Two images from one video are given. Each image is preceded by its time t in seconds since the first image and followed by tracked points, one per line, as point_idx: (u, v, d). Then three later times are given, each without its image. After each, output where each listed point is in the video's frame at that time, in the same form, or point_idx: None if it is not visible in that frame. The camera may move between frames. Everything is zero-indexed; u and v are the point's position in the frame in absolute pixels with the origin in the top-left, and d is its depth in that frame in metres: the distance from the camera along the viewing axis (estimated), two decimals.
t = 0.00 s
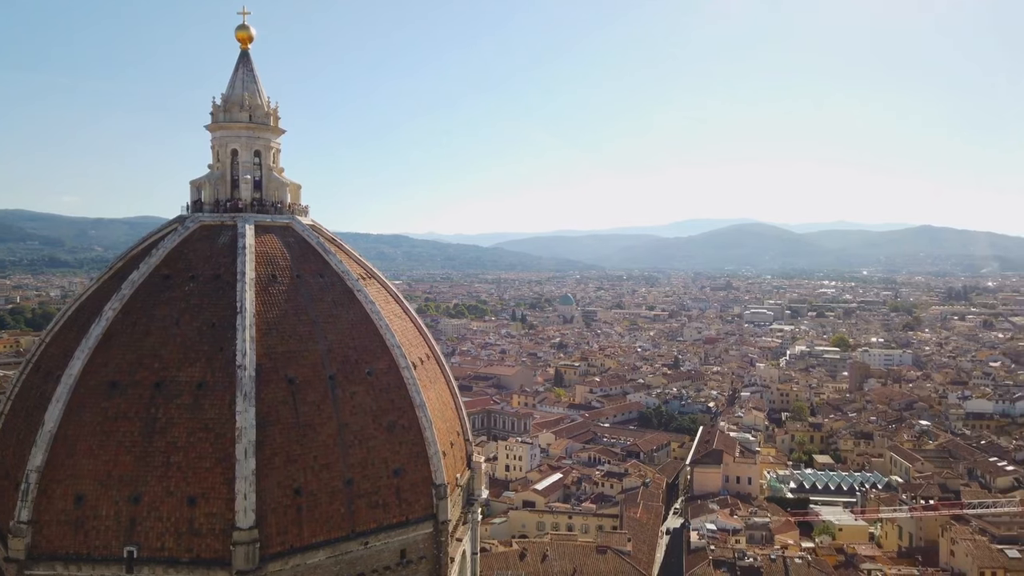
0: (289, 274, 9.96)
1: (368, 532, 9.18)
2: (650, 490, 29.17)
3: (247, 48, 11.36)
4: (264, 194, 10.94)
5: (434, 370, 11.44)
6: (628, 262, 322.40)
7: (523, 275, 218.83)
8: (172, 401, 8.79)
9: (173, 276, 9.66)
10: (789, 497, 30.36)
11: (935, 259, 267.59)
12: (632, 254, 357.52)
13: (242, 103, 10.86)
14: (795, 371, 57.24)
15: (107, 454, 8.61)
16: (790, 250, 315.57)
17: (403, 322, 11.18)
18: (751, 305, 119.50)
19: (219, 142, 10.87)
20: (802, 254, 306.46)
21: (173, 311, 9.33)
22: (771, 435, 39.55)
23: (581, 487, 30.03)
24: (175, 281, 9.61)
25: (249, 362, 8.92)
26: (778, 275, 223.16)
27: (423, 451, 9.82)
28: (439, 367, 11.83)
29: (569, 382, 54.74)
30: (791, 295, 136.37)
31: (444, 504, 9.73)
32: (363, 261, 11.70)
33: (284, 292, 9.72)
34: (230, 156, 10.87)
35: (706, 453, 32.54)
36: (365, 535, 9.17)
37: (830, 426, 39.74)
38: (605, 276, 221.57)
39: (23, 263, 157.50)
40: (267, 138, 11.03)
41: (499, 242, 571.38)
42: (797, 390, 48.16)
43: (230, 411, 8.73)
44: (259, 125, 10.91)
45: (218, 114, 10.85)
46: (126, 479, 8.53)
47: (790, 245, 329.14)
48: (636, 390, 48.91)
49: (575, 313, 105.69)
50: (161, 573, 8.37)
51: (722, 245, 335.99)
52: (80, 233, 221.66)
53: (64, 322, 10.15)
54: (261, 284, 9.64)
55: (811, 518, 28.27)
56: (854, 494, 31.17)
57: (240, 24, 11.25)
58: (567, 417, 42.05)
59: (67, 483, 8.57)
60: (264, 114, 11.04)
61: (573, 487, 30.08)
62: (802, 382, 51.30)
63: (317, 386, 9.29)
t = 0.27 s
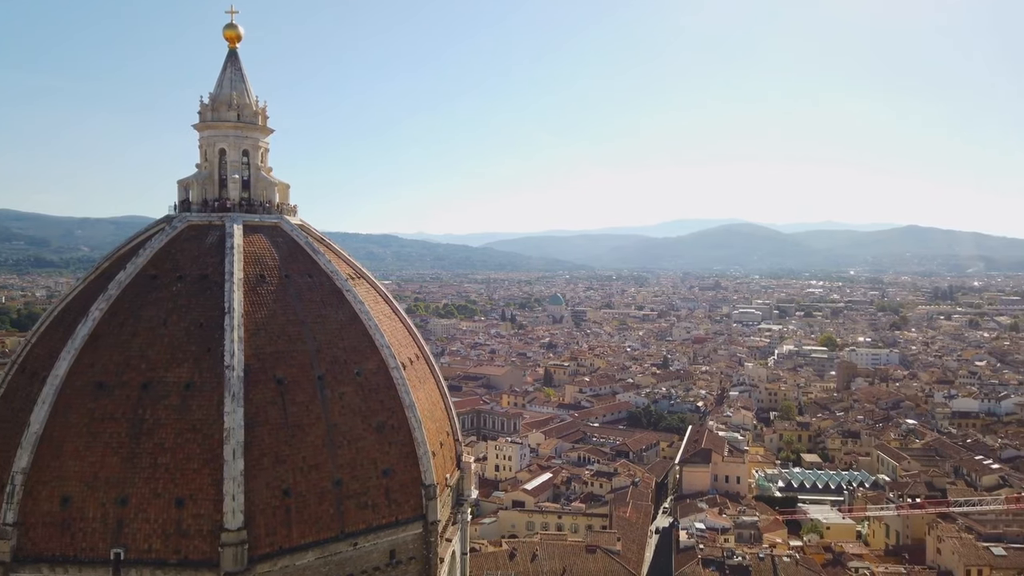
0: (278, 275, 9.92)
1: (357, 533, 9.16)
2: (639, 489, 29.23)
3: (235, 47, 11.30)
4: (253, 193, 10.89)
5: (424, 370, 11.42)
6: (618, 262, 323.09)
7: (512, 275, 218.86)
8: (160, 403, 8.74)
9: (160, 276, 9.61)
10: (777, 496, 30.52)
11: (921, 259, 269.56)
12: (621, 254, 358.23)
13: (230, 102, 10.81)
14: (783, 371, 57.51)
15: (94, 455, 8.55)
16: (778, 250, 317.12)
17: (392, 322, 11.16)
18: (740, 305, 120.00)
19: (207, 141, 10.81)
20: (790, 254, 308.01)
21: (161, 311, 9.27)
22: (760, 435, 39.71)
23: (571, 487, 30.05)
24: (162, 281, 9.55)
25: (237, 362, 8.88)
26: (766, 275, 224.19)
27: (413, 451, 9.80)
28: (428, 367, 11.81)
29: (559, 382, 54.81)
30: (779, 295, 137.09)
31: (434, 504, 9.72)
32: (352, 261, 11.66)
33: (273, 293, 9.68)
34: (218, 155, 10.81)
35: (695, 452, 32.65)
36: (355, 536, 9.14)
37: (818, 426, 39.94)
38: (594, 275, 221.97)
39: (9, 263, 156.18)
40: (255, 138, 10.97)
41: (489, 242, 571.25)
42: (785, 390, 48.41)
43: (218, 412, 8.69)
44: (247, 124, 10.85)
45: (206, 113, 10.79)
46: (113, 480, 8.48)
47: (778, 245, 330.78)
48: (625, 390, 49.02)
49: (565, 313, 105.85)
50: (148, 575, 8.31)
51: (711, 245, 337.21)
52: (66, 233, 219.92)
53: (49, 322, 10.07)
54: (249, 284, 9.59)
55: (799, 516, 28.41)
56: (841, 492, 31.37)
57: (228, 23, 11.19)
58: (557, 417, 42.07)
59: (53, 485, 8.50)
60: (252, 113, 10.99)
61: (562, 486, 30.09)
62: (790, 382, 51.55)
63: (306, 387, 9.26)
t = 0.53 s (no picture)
0: (266, 274, 9.87)
1: (346, 533, 9.14)
2: (629, 489, 29.31)
3: (223, 46, 11.24)
4: (241, 193, 10.84)
5: (413, 371, 11.41)
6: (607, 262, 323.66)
7: (502, 275, 218.90)
8: (147, 403, 8.69)
9: (147, 276, 9.55)
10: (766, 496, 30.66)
11: (908, 259, 271.58)
12: (610, 254, 358.82)
13: (218, 101, 10.75)
14: (771, 370, 57.81)
15: (80, 457, 8.49)
16: (766, 251, 318.59)
17: (381, 322, 11.14)
18: (728, 305, 120.51)
19: (194, 140, 10.75)
20: (778, 254, 309.58)
21: (148, 312, 9.22)
22: (748, 434, 39.90)
23: (561, 486, 30.07)
24: (149, 281, 9.50)
25: (225, 363, 8.84)
26: (755, 275, 225.19)
27: (402, 451, 9.78)
28: (417, 368, 11.80)
29: (548, 382, 54.88)
30: (766, 295, 137.78)
31: (423, 504, 9.70)
32: (341, 262, 11.64)
33: (261, 293, 9.64)
34: (206, 155, 10.75)
35: (683, 452, 32.76)
36: (344, 537, 9.12)
37: (806, 425, 40.14)
38: (583, 275, 222.29)
39: None
40: (243, 137, 10.92)
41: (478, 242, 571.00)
42: (773, 389, 48.63)
43: (206, 412, 8.66)
44: (235, 123, 10.80)
45: (193, 112, 10.73)
46: (100, 482, 8.42)
47: (766, 245, 332.40)
48: (615, 390, 49.14)
49: (554, 313, 105.97)
50: None
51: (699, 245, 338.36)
52: (51, 232, 218.10)
53: (35, 322, 9.99)
54: (238, 285, 9.55)
55: (788, 515, 28.56)
56: (828, 491, 31.55)
57: (216, 21, 11.13)
58: (546, 417, 42.09)
59: (39, 487, 8.43)
60: (240, 113, 10.95)
61: (552, 486, 30.11)
62: (778, 381, 51.84)
63: (294, 387, 9.23)
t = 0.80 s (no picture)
0: (254, 275, 9.83)
1: (335, 534, 9.12)
2: (618, 488, 29.39)
3: (211, 44, 11.17)
4: (229, 192, 10.78)
5: (402, 371, 11.39)
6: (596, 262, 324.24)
7: (492, 275, 218.86)
8: (134, 404, 8.64)
9: (134, 277, 9.49)
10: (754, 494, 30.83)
11: (894, 259, 273.49)
12: (599, 254, 359.47)
13: (205, 100, 10.69)
14: (759, 369, 58.10)
15: (66, 458, 8.43)
16: (754, 251, 320.04)
17: (370, 322, 11.12)
18: (717, 305, 121.03)
19: (182, 140, 10.69)
20: (767, 254, 311.08)
21: (135, 312, 9.16)
22: (736, 433, 40.06)
23: (550, 486, 30.11)
24: (136, 281, 9.44)
25: (213, 363, 8.80)
26: (743, 275, 226.18)
27: (391, 451, 9.77)
28: (407, 368, 11.77)
29: (538, 382, 54.94)
30: (755, 295, 138.44)
31: (413, 505, 9.70)
32: (330, 261, 11.60)
33: (249, 293, 9.59)
34: (193, 154, 10.69)
35: (672, 451, 32.87)
36: (332, 538, 9.10)
37: (793, 424, 40.36)
38: (573, 275, 222.66)
39: None
40: (231, 136, 10.87)
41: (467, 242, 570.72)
42: (761, 388, 48.88)
43: (193, 413, 8.61)
44: (223, 122, 10.75)
45: (181, 112, 10.67)
46: (86, 484, 8.36)
47: (754, 245, 333.95)
48: (604, 389, 49.24)
49: (543, 313, 106.04)
50: None
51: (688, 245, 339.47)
52: (37, 232, 216.29)
53: (22, 322, 9.91)
54: (226, 285, 9.50)
55: (776, 513, 28.70)
56: (816, 490, 31.75)
57: (203, 20, 11.07)
58: (536, 417, 42.13)
59: (24, 489, 8.36)
60: (228, 112, 10.90)
61: (541, 486, 30.14)
62: (766, 380, 52.12)
63: (283, 387, 9.20)
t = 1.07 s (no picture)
0: (242, 275, 9.78)
1: (324, 535, 9.08)
2: (607, 488, 29.45)
3: (198, 43, 11.11)
4: (216, 192, 10.72)
5: (391, 371, 11.37)
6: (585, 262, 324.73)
7: (481, 275, 218.74)
8: (121, 405, 8.57)
9: (121, 277, 9.43)
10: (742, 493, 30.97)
11: (881, 259, 275.42)
12: (589, 254, 360.02)
13: (193, 100, 10.63)
14: (748, 369, 58.36)
15: (52, 460, 8.36)
16: (743, 252, 321.39)
17: (359, 321, 11.09)
18: (706, 305, 121.47)
19: (169, 139, 10.62)
20: (755, 254, 312.46)
21: (121, 313, 9.10)
22: (725, 432, 40.20)
23: (539, 486, 30.13)
24: (123, 281, 9.37)
25: (200, 364, 8.75)
26: (731, 275, 227.05)
27: (380, 452, 9.75)
28: (396, 368, 11.75)
29: (527, 382, 54.97)
30: (743, 294, 139.06)
31: (402, 505, 9.68)
32: (318, 261, 11.55)
33: (236, 293, 9.54)
34: (181, 153, 10.63)
35: (661, 451, 32.97)
36: (321, 539, 9.07)
37: (781, 423, 40.55)
38: (562, 275, 222.91)
39: None
40: (219, 136, 10.82)
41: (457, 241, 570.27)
42: (750, 388, 49.11)
43: (181, 414, 8.56)
44: (211, 122, 10.69)
45: (168, 111, 10.60)
46: (72, 486, 8.30)
47: (743, 245, 335.31)
48: (594, 389, 49.31)
49: (533, 313, 106.04)
50: None
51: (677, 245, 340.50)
52: (23, 232, 214.40)
53: (6, 323, 9.83)
54: (213, 285, 9.45)
55: (764, 512, 28.85)
56: (804, 489, 31.93)
57: (191, 19, 11.00)
58: (525, 417, 42.14)
59: (9, 492, 8.29)
60: (216, 111, 10.83)
61: (531, 486, 30.15)
62: (754, 380, 52.36)
63: (271, 388, 9.16)
